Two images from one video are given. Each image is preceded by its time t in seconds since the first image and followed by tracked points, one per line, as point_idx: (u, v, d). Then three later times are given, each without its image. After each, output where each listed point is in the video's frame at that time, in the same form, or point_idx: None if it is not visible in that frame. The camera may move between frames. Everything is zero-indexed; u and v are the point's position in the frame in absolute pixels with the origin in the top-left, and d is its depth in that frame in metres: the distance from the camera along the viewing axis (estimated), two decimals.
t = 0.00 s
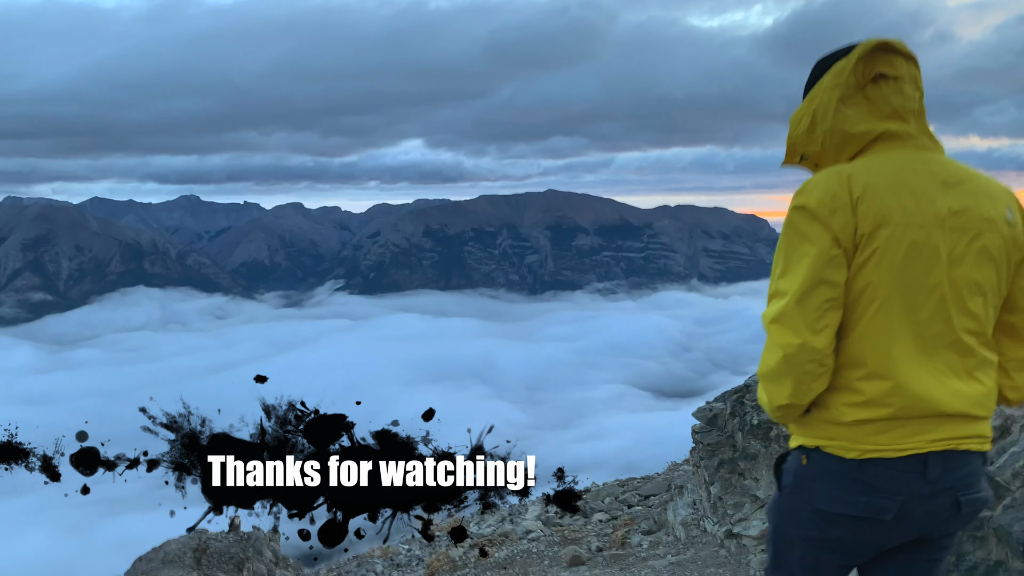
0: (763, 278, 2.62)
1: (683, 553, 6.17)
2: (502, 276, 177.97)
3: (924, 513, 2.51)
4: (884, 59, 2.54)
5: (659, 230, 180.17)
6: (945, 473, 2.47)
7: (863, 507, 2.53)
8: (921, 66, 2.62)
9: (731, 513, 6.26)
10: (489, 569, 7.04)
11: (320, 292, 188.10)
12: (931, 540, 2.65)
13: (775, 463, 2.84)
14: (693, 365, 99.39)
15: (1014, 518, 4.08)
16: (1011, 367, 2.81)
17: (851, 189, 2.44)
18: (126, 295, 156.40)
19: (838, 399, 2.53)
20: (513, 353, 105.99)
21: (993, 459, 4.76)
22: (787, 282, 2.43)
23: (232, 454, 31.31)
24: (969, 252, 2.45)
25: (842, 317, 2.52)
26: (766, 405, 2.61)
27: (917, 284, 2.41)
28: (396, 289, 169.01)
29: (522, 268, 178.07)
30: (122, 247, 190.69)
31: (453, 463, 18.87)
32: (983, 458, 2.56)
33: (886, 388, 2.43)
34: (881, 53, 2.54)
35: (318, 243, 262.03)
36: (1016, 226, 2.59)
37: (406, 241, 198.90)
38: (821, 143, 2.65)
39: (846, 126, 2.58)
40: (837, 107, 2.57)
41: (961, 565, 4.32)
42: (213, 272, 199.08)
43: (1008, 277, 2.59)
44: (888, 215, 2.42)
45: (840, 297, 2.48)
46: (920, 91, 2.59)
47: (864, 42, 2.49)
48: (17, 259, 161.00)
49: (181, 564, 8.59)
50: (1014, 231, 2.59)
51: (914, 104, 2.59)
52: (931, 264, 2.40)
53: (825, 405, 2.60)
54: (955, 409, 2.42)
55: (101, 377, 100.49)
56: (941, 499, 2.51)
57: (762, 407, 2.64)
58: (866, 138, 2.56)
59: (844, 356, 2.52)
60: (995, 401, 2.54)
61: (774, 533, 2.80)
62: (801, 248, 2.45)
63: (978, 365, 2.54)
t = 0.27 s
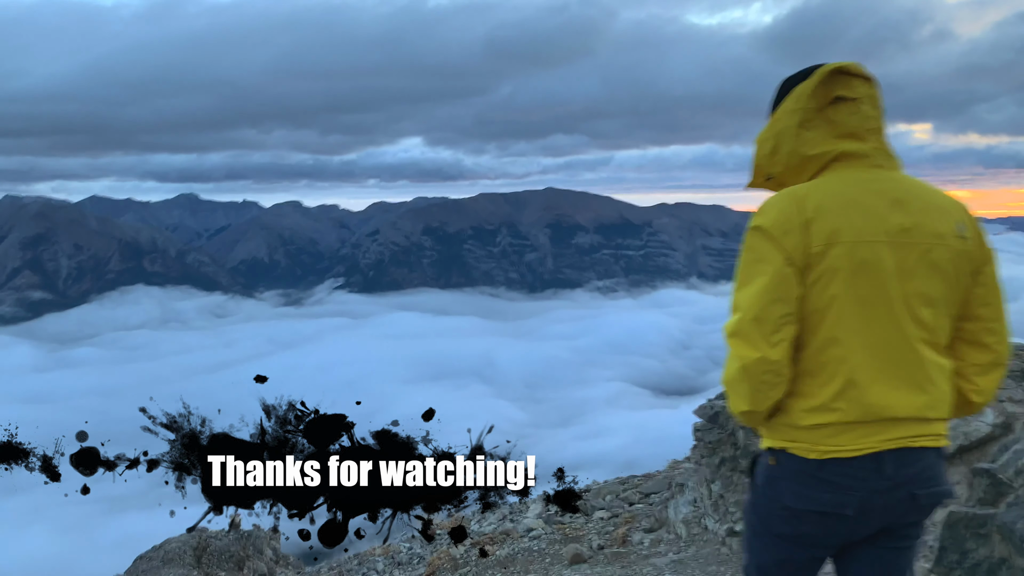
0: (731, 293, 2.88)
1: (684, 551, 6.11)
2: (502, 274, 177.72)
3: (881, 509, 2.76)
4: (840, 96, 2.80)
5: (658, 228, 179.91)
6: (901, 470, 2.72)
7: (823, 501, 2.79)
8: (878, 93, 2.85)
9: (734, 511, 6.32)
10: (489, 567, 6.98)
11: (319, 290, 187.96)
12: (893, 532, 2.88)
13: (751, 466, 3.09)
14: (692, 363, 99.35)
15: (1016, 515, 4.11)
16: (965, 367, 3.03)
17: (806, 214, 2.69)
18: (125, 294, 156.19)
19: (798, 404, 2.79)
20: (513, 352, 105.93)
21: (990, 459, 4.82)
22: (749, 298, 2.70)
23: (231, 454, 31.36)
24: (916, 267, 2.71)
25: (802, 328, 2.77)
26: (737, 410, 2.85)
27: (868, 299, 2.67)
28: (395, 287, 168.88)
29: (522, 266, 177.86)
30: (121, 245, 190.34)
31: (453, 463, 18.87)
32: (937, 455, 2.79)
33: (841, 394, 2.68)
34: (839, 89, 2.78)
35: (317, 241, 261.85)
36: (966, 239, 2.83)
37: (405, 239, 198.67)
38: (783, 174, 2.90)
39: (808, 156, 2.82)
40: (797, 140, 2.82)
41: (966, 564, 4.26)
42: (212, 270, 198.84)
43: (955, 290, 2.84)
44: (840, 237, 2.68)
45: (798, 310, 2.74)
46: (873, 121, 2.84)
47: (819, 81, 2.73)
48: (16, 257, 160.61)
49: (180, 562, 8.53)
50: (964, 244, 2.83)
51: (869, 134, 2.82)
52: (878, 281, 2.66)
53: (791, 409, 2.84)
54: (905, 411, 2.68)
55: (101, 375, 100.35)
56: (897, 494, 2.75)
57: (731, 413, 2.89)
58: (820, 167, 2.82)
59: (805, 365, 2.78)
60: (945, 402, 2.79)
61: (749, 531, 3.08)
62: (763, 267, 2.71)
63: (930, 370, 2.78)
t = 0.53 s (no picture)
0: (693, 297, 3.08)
1: (683, 550, 6.10)
2: (500, 271, 178.08)
3: (837, 501, 2.96)
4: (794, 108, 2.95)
5: (655, 225, 180.59)
6: (854, 462, 2.91)
7: (779, 495, 2.98)
8: (838, 103, 2.96)
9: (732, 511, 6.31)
10: (488, 566, 7.01)
11: (317, 288, 188.08)
12: (849, 521, 3.07)
13: (719, 459, 3.32)
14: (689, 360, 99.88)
15: (1020, 514, 3.66)
16: (920, 362, 3.19)
17: (757, 226, 2.88)
18: (123, 292, 156.00)
19: (755, 403, 3.00)
20: (511, 349, 106.29)
21: (995, 456, 4.41)
22: (704, 307, 2.90)
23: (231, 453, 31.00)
24: (862, 273, 2.89)
25: (756, 331, 2.97)
26: (697, 407, 3.08)
27: (814, 304, 2.87)
28: (393, 284, 169.11)
29: (519, 264, 178.23)
30: (118, 244, 189.85)
31: (454, 463, 19.10)
32: (887, 454, 2.98)
33: (792, 392, 2.89)
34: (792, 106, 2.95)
35: (314, 239, 261.89)
36: (914, 243, 3.00)
37: (402, 237, 198.95)
38: (737, 188, 3.09)
39: (760, 170, 3.00)
40: (754, 156, 2.99)
41: (968, 564, 3.84)
42: (209, 268, 198.58)
43: (902, 291, 3.02)
44: (791, 244, 2.86)
45: (751, 314, 2.94)
46: (829, 130, 2.98)
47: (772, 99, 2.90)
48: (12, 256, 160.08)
49: (179, 561, 8.54)
50: (913, 246, 3.01)
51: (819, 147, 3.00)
52: (825, 288, 2.85)
53: (748, 405, 3.05)
54: (855, 409, 2.87)
55: (99, 374, 100.14)
56: (850, 487, 2.94)
57: (692, 408, 3.12)
58: (776, 179, 2.99)
59: (760, 366, 2.99)
60: (895, 397, 2.99)
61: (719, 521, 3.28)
62: (717, 274, 2.90)
63: (880, 366, 2.96)
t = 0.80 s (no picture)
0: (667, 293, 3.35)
1: (680, 548, 6.06)
2: (496, 270, 178.04)
3: (806, 481, 3.19)
4: (752, 121, 3.27)
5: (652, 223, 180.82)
6: (821, 445, 3.14)
7: (751, 482, 3.21)
8: (791, 113, 3.27)
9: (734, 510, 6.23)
10: (484, 566, 6.98)
11: (313, 287, 187.89)
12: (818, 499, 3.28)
13: (700, 451, 3.57)
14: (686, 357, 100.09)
15: (1017, 512, 3.46)
16: (885, 355, 3.43)
17: (721, 228, 3.15)
18: (118, 292, 155.67)
19: (725, 389, 3.25)
20: (508, 347, 106.40)
21: (990, 455, 4.29)
22: (676, 299, 3.15)
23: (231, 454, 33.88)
24: (823, 266, 3.13)
25: (723, 323, 3.22)
26: (675, 395, 3.34)
27: (776, 296, 3.11)
28: (390, 283, 169.18)
29: (516, 262, 178.30)
30: (114, 244, 189.51)
31: (454, 464, 19.05)
32: (852, 439, 3.20)
33: (757, 377, 3.13)
34: (748, 120, 3.27)
35: (311, 238, 261.64)
36: (871, 238, 3.26)
37: (399, 236, 198.86)
38: (704, 194, 3.40)
39: (726, 178, 3.29)
40: (715, 165, 3.30)
41: (963, 563, 3.70)
42: (205, 268, 198.26)
43: (862, 283, 3.25)
44: (755, 242, 3.11)
45: (721, 307, 3.19)
46: (785, 140, 3.28)
47: (728, 114, 3.23)
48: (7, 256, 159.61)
49: (175, 561, 8.49)
50: (873, 240, 3.26)
51: (781, 153, 3.28)
52: (785, 282, 3.10)
53: (720, 393, 3.31)
54: (818, 395, 3.11)
55: (95, 374, 99.93)
56: (817, 472, 3.17)
57: (671, 397, 3.37)
58: (737, 184, 3.28)
59: (730, 356, 3.23)
60: (859, 383, 3.23)
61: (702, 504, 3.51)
62: (687, 269, 3.17)
63: (840, 355, 3.20)
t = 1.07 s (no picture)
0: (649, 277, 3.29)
1: (675, 547, 6.04)
2: (492, 269, 177.92)
3: (788, 465, 3.11)
4: (732, 115, 3.27)
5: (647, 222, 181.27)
6: (802, 429, 3.09)
7: (735, 464, 3.12)
8: (769, 111, 3.30)
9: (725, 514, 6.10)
10: (479, 566, 6.96)
11: (308, 287, 187.67)
12: (796, 481, 3.21)
13: (682, 440, 3.46)
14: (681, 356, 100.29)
15: (1011, 511, 3.46)
16: (858, 342, 3.42)
17: (704, 214, 3.12)
18: (113, 292, 155.22)
19: (708, 372, 3.18)
20: (504, 347, 106.45)
21: (986, 452, 4.20)
22: (660, 282, 3.10)
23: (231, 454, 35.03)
24: (802, 253, 3.11)
25: (702, 308, 3.19)
26: (656, 375, 3.27)
27: (757, 279, 3.08)
28: (385, 282, 169.07)
29: (511, 261, 178.36)
30: (108, 244, 188.93)
31: (453, 463, 18.89)
32: (830, 422, 3.15)
33: (739, 361, 3.08)
34: (729, 116, 3.27)
35: (306, 238, 261.30)
36: (847, 228, 3.25)
37: (394, 235, 198.85)
38: (687, 184, 3.38)
39: (705, 169, 3.29)
40: (696, 156, 3.30)
41: (959, 562, 3.65)
42: (199, 268, 197.84)
43: (837, 271, 3.24)
44: (733, 228, 3.10)
45: (701, 291, 3.15)
46: (764, 135, 3.30)
47: (707, 109, 3.25)
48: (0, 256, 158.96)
49: (170, 562, 8.44)
50: (848, 230, 3.24)
51: (759, 149, 3.27)
52: (765, 263, 3.07)
53: (701, 376, 3.25)
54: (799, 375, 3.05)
55: (89, 375, 99.65)
56: (798, 455, 3.10)
57: (652, 380, 3.30)
58: (717, 174, 3.27)
59: (710, 339, 3.19)
60: (836, 365, 3.21)
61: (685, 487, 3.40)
62: (668, 254, 3.14)
63: (819, 336, 3.17)
